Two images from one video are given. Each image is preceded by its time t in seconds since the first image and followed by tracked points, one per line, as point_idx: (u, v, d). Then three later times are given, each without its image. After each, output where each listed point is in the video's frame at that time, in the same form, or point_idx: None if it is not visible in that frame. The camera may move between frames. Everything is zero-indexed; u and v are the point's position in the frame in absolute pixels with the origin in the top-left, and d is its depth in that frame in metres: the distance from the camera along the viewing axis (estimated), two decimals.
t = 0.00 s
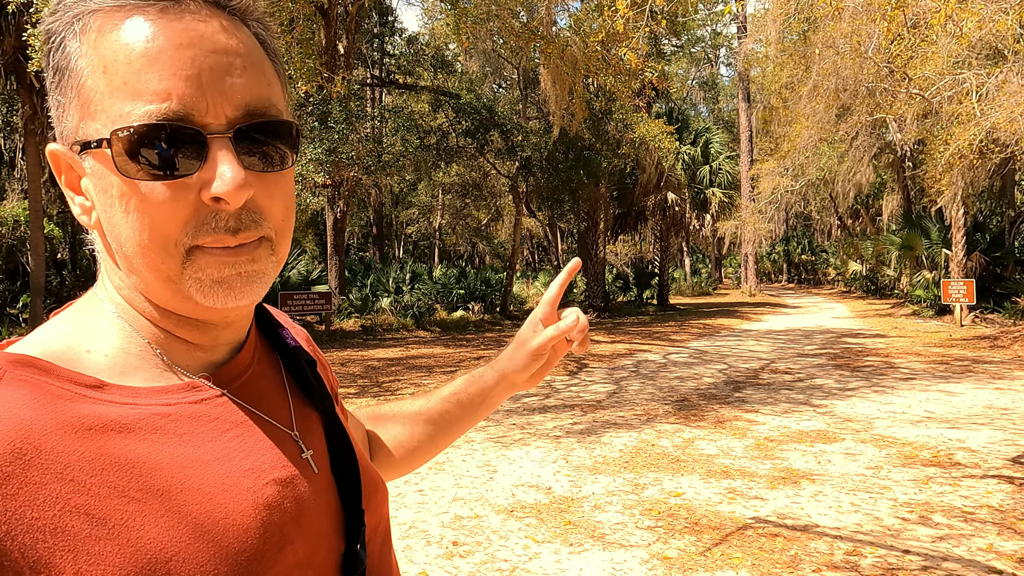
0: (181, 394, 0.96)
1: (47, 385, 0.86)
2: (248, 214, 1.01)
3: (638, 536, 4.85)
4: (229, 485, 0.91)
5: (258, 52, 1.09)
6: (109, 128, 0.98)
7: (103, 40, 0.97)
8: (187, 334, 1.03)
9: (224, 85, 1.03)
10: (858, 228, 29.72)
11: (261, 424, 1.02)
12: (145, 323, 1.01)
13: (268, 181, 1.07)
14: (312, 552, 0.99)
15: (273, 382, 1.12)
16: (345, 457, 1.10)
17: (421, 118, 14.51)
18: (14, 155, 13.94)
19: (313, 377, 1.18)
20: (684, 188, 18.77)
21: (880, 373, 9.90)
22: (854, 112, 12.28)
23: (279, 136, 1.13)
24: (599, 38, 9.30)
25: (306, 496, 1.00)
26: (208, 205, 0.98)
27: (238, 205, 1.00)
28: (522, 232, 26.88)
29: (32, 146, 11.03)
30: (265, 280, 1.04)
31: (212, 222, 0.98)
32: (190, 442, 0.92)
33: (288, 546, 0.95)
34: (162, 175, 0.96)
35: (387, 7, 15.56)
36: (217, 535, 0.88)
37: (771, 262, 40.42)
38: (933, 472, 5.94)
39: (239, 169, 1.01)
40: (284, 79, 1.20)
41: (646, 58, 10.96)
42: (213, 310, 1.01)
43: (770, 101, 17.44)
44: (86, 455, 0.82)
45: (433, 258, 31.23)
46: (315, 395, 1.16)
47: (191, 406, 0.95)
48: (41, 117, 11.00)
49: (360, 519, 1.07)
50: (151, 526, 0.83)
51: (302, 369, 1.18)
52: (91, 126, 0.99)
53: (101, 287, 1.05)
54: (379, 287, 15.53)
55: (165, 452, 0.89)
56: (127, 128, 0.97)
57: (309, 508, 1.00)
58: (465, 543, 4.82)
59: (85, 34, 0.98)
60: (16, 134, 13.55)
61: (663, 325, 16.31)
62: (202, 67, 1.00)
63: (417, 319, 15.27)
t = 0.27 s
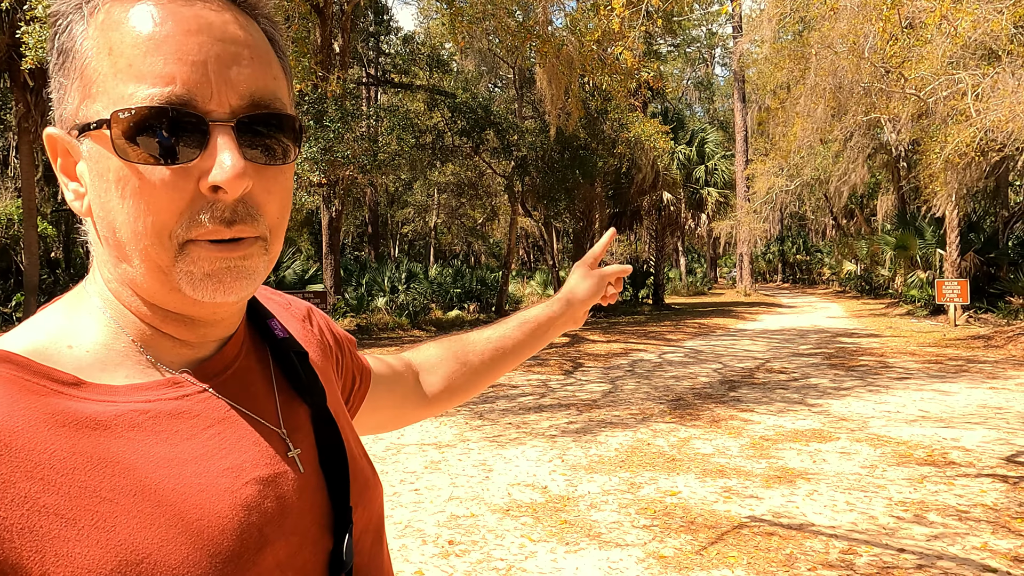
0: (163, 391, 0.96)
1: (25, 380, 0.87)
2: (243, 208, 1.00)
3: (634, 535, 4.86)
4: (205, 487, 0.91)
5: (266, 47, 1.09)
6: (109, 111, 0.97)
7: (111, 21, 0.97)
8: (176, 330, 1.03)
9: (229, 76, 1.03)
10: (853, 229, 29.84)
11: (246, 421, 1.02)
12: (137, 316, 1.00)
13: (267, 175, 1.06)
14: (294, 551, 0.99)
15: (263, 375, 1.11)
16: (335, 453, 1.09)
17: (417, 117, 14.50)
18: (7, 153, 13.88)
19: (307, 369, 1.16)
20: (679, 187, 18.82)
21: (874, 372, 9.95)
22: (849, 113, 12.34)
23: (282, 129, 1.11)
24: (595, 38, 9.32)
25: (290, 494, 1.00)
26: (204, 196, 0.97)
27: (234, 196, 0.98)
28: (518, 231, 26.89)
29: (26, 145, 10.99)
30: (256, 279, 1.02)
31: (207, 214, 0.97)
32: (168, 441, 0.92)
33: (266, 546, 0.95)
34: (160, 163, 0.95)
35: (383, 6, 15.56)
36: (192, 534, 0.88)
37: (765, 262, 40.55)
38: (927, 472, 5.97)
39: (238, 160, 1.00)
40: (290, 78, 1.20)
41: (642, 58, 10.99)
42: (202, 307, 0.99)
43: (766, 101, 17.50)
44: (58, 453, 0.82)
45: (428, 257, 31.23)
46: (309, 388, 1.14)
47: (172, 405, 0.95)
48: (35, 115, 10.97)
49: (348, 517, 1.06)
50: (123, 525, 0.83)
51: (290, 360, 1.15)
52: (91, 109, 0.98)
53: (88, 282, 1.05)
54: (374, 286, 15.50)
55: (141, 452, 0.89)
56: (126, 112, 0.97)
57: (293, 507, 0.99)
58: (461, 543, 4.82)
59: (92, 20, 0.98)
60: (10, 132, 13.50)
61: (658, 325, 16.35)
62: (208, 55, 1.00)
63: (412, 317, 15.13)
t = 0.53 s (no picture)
0: (164, 395, 0.96)
1: (23, 383, 0.86)
2: (241, 211, 0.99)
3: (631, 535, 4.87)
4: (204, 492, 0.91)
5: (258, 45, 1.07)
6: (100, 117, 0.96)
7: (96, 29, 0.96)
8: (173, 334, 1.01)
9: (220, 76, 1.02)
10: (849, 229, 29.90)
11: (247, 424, 1.01)
12: (133, 320, 0.99)
13: (264, 177, 1.05)
14: (295, 557, 0.98)
15: (263, 376, 1.10)
16: (338, 459, 1.08)
17: (414, 117, 14.47)
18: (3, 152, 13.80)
19: (310, 373, 1.15)
20: (676, 188, 18.82)
21: (870, 373, 9.97)
22: (845, 114, 12.37)
23: (277, 130, 1.11)
24: (593, 38, 9.33)
25: (290, 501, 0.99)
26: (202, 202, 0.97)
27: (231, 200, 0.98)
28: (514, 231, 26.89)
29: (22, 143, 10.97)
30: (256, 282, 1.02)
31: (204, 218, 0.96)
32: (170, 444, 0.92)
33: (267, 552, 0.94)
34: (156, 168, 0.95)
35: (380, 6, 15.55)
36: (192, 539, 0.87)
37: (761, 262, 40.61)
38: (923, 472, 5.98)
39: (233, 163, 0.99)
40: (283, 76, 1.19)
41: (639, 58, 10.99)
42: (198, 312, 0.98)
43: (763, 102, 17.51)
44: (59, 455, 0.82)
45: (425, 257, 31.21)
46: (314, 393, 1.13)
47: (172, 410, 0.95)
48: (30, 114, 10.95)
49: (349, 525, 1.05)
50: (122, 529, 0.83)
51: (293, 363, 1.14)
52: (82, 115, 0.97)
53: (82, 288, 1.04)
54: (371, 286, 15.47)
55: (142, 454, 0.88)
56: (118, 118, 0.96)
57: (293, 513, 0.99)
58: (457, 543, 4.81)
59: (78, 24, 0.97)
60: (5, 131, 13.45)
61: (655, 325, 16.35)
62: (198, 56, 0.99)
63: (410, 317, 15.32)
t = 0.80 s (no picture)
0: (187, 391, 0.93)
1: (52, 375, 0.83)
2: (266, 202, 0.98)
3: (629, 536, 4.87)
4: (230, 488, 0.88)
5: (278, 36, 1.07)
6: (123, 109, 0.95)
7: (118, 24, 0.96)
8: (197, 331, 1.01)
9: (242, 64, 1.01)
10: (847, 230, 29.94)
11: (269, 422, 1.00)
12: (158, 316, 0.98)
13: (286, 168, 1.04)
14: (316, 555, 0.97)
15: (282, 377, 1.10)
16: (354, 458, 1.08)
17: (413, 118, 14.48)
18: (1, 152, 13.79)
19: (327, 376, 1.17)
20: (674, 189, 18.85)
21: (868, 374, 9.99)
22: (842, 115, 12.41)
23: (296, 123, 1.10)
24: (590, 39, 9.34)
25: (312, 498, 0.98)
26: (227, 190, 0.95)
27: (255, 188, 0.96)
28: (513, 232, 26.91)
29: (20, 144, 10.97)
30: (278, 274, 1.01)
31: (230, 208, 0.95)
32: (195, 440, 0.89)
33: (291, 550, 0.93)
34: (181, 159, 0.93)
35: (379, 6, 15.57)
36: (220, 536, 0.85)
37: (760, 263, 40.65)
38: (921, 473, 5.99)
39: (257, 152, 0.98)
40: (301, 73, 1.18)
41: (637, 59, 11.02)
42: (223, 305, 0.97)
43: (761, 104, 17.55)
44: (87, 450, 0.78)
45: (423, 258, 31.23)
46: (329, 395, 1.14)
47: (197, 406, 0.92)
48: (28, 115, 10.96)
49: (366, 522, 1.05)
50: (152, 527, 0.79)
51: (311, 364, 1.17)
52: (106, 108, 0.96)
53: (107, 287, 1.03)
54: (369, 287, 15.46)
55: (168, 451, 0.85)
56: (140, 109, 0.95)
57: (315, 509, 0.98)
58: (455, 544, 4.81)
59: (102, 19, 0.97)
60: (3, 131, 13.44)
61: (653, 327, 16.36)
62: (222, 45, 0.98)
63: (407, 317, 14.99)
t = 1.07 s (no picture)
0: (197, 385, 0.96)
1: (67, 361, 0.87)
2: (285, 202, 1.01)
3: (628, 537, 4.87)
4: (231, 479, 0.90)
5: (327, 56, 1.14)
6: (173, 94, 1.01)
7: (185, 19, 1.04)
8: (211, 324, 1.04)
9: (292, 74, 1.07)
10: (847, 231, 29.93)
11: (276, 418, 1.02)
12: (178, 301, 1.01)
13: (312, 175, 1.08)
14: (317, 545, 0.98)
15: (292, 378, 1.12)
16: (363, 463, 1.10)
17: (412, 118, 14.47)
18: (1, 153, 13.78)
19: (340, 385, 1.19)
20: (674, 189, 18.83)
21: (867, 375, 9.99)
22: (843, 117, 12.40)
23: (332, 136, 1.15)
24: (590, 40, 9.34)
25: (314, 495, 0.99)
26: (251, 182, 0.99)
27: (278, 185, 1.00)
28: (513, 232, 26.90)
29: (20, 144, 10.97)
30: (289, 274, 1.04)
31: (251, 199, 0.98)
32: (200, 431, 0.91)
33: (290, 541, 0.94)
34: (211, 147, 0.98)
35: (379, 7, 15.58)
36: (219, 524, 0.87)
37: (759, 264, 40.65)
38: (921, 474, 5.99)
39: (285, 150, 1.02)
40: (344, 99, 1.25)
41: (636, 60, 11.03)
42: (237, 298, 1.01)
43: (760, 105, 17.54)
44: (92, 433, 0.82)
45: (423, 258, 31.21)
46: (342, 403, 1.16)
47: (205, 398, 0.95)
48: (28, 115, 10.96)
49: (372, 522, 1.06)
50: (150, 509, 0.82)
51: (324, 371, 1.19)
52: (158, 95, 1.02)
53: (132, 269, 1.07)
54: (369, 287, 15.44)
55: (174, 438, 0.88)
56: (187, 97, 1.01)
57: (317, 504, 0.99)
58: (454, 544, 4.81)
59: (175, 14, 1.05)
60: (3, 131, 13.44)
61: (653, 327, 16.34)
62: (275, 51, 1.05)
63: (408, 319, 15.09)
